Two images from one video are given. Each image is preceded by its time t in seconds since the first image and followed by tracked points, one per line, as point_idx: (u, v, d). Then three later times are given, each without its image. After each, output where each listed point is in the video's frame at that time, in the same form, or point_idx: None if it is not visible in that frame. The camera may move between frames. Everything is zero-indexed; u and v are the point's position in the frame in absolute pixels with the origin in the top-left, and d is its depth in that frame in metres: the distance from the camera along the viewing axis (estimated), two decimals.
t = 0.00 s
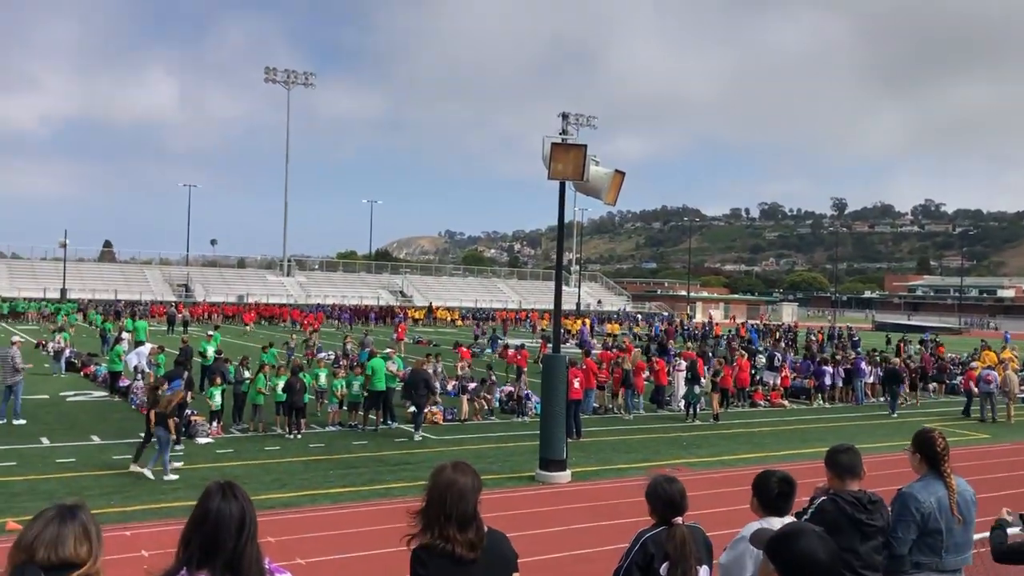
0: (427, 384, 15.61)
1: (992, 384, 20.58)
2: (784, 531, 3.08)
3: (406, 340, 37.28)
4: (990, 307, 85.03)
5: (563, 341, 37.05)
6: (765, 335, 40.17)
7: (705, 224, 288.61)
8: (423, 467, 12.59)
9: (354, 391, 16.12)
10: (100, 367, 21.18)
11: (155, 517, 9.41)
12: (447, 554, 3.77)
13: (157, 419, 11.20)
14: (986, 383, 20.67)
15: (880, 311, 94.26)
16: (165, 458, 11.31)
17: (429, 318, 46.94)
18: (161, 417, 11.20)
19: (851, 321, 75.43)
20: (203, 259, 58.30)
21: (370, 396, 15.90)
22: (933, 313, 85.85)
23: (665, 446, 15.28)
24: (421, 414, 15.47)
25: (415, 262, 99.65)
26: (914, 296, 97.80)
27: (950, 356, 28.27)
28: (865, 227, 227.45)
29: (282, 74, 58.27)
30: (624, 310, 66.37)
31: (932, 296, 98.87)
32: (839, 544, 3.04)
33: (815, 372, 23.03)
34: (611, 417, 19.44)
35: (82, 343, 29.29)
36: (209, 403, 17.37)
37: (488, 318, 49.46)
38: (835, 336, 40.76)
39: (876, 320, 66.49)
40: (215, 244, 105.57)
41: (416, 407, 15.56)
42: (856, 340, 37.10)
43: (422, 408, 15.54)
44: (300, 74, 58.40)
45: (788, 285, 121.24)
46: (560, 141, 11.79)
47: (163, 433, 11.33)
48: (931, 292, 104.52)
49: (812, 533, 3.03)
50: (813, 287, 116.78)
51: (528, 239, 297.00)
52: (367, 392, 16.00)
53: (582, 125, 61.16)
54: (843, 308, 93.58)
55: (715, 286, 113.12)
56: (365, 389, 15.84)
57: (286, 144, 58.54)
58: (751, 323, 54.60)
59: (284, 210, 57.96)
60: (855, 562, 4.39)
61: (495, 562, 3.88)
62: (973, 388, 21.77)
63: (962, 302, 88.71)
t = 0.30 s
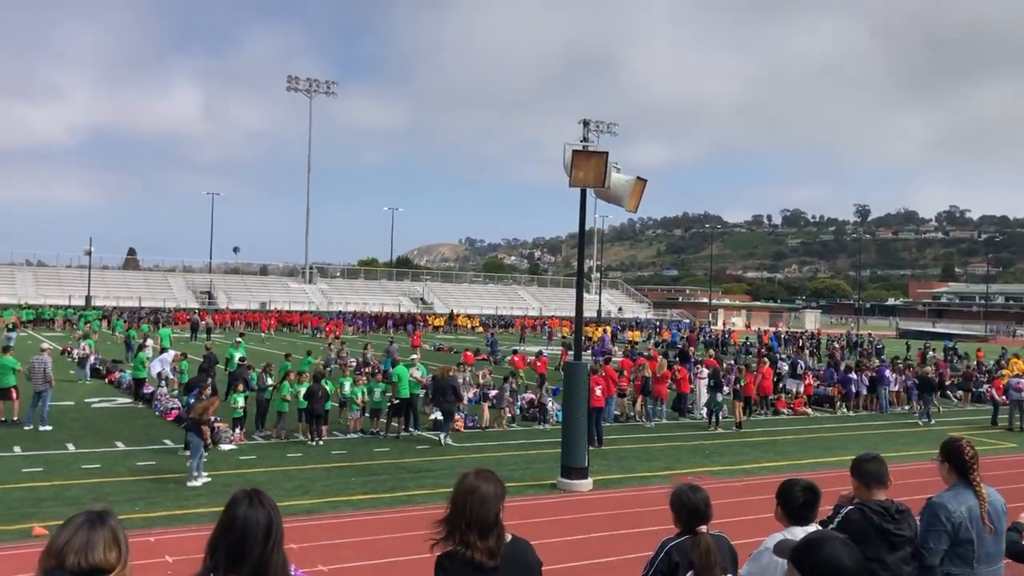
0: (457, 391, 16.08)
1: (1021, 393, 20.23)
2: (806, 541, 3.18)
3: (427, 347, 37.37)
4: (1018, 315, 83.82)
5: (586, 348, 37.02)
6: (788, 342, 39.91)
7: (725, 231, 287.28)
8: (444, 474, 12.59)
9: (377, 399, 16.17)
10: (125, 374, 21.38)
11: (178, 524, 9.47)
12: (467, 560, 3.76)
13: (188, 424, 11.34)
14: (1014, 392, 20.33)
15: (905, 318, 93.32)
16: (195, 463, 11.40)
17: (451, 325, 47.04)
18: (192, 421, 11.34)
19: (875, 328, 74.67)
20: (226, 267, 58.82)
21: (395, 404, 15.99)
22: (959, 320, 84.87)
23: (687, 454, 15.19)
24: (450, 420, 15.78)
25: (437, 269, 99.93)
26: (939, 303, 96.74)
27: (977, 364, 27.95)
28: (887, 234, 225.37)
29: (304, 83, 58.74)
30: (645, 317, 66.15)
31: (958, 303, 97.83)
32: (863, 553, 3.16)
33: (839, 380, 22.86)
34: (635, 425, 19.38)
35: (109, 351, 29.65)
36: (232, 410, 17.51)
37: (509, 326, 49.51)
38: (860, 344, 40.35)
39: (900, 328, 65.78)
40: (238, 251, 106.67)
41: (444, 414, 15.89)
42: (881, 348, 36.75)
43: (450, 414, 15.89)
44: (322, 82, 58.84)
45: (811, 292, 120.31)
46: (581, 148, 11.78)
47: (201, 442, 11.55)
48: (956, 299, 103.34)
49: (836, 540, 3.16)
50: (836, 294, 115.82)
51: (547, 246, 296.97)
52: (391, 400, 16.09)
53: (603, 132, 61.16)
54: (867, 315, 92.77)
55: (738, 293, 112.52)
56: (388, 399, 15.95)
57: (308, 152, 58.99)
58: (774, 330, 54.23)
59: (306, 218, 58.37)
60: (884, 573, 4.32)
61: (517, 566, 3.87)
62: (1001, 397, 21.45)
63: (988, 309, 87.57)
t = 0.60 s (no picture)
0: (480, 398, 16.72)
1: None
2: (821, 546, 3.29)
3: (444, 352, 37.47)
4: None
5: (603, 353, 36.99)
6: (807, 346, 39.72)
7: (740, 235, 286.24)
8: (462, 478, 12.60)
9: (394, 403, 16.21)
10: (144, 379, 21.52)
11: (198, 527, 9.52)
12: (487, 565, 3.76)
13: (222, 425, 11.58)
14: None
15: (924, 322, 92.70)
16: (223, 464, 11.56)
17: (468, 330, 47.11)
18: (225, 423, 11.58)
19: (894, 333, 74.16)
20: (244, 271, 59.17)
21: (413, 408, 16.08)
22: (979, 324, 84.19)
23: (705, 459, 15.13)
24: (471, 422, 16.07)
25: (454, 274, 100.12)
26: (959, 307, 96.02)
27: (998, 367, 27.73)
28: (904, 237, 223.77)
29: (321, 89, 59.12)
30: (661, 321, 66.04)
31: (978, 306, 97.03)
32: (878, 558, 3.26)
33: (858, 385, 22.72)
34: (654, 429, 19.35)
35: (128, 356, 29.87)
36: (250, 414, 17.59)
37: (526, 330, 49.49)
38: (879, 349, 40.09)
39: (920, 331, 65.31)
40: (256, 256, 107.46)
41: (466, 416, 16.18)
42: (900, 351, 36.53)
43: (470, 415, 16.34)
44: (338, 88, 59.22)
45: (829, 296, 119.71)
46: (598, 152, 11.79)
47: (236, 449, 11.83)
48: (976, 303, 102.49)
49: (850, 544, 3.26)
50: (854, 298, 115.20)
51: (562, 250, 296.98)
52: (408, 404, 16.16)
53: (618, 136, 61.18)
54: (887, 319, 92.23)
55: (755, 298, 112.21)
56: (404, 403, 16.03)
57: (326, 158, 59.34)
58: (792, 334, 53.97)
59: (323, 223, 58.71)
60: None
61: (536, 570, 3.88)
62: None
63: (1009, 313, 86.80)
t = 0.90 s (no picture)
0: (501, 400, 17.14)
1: None
2: (841, 552, 3.27)
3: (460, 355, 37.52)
4: None
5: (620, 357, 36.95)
6: (824, 349, 39.51)
7: (755, 237, 285.06)
8: (478, 482, 12.59)
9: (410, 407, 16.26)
10: (161, 384, 21.63)
11: (216, 531, 9.56)
12: (505, 569, 3.74)
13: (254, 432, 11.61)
14: None
15: (943, 324, 91.99)
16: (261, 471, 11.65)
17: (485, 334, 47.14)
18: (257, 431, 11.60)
19: (913, 335, 73.59)
20: (260, 276, 59.54)
21: (428, 412, 16.12)
22: (1000, 326, 83.38)
23: (722, 463, 15.06)
24: (495, 425, 16.58)
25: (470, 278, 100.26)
26: (978, 309, 95.18)
27: (1018, 370, 27.49)
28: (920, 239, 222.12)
29: (337, 94, 59.43)
30: (677, 324, 65.88)
31: (998, 308, 96.09)
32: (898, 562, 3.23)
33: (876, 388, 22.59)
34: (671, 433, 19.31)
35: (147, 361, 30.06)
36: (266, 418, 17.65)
37: (541, 334, 49.49)
38: (898, 352, 39.79)
39: (939, 334, 64.80)
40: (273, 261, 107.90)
41: (490, 419, 16.69)
42: (918, 354, 36.28)
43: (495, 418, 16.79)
44: (354, 93, 59.52)
45: (846, 298, 119.09)
46: (613, 155, 11.77)
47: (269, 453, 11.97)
48: (997, 305, 101.55)
49: (869, 549, 3.24)
50: (873, 300, 114.45)
51: (576, 253, 296.83)
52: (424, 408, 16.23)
53: (633, 139, 61.14)
54: (906, 322, 91.54)
55: (772, 300, 111.72)
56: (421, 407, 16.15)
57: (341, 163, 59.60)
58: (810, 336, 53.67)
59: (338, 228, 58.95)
60: None
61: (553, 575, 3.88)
62: None
63: None
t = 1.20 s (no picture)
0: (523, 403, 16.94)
1: None
2: (864, 557, 3.23)
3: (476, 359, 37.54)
4: None
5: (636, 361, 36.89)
6: (841, 351, 39.32)
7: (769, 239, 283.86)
8: (495, 486, 12.58)
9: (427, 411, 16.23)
10: (178, 388, 21.76)
11: (233, 536, 9.59)
12: None
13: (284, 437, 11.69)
14: None
15: (962, 326, 91.23)
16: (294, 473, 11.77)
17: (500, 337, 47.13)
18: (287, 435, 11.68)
19: (932, 337, 72.95)
20: (276, 281, 59.86)
21: (443, 416, 16.13)
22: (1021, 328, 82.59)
23: (739, 467, 15.00)
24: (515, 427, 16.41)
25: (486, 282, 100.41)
26: (997, 310, 94.34)
27: None
28: (937, 240, 220.57)
29: (352, 99, 59.73)
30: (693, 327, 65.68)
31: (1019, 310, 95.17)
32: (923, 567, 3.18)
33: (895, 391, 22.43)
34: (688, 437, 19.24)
35: (164, 366, 30.28)
36: (283, 423, 17.70)
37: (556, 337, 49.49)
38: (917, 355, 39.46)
39: (959, 335, 64.24)
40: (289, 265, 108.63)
41: (510, 421, 16.52)
42: (937, 356, 35.98)
43: (514, 423, 16.46)
44: (368, 98, 59.80)
45: (863, 300, 118.44)
46: (628, 158, 11.75)
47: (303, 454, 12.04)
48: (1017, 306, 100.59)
49: (892, 555, 3.20)
50: (890, 302, 113.74)
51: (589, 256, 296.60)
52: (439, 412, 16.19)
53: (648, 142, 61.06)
54: (924, 325, 90.88)
55: (788, 303, 111.20)
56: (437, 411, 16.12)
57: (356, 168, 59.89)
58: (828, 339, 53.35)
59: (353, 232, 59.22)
60: None
61: None
62: None
63: None
